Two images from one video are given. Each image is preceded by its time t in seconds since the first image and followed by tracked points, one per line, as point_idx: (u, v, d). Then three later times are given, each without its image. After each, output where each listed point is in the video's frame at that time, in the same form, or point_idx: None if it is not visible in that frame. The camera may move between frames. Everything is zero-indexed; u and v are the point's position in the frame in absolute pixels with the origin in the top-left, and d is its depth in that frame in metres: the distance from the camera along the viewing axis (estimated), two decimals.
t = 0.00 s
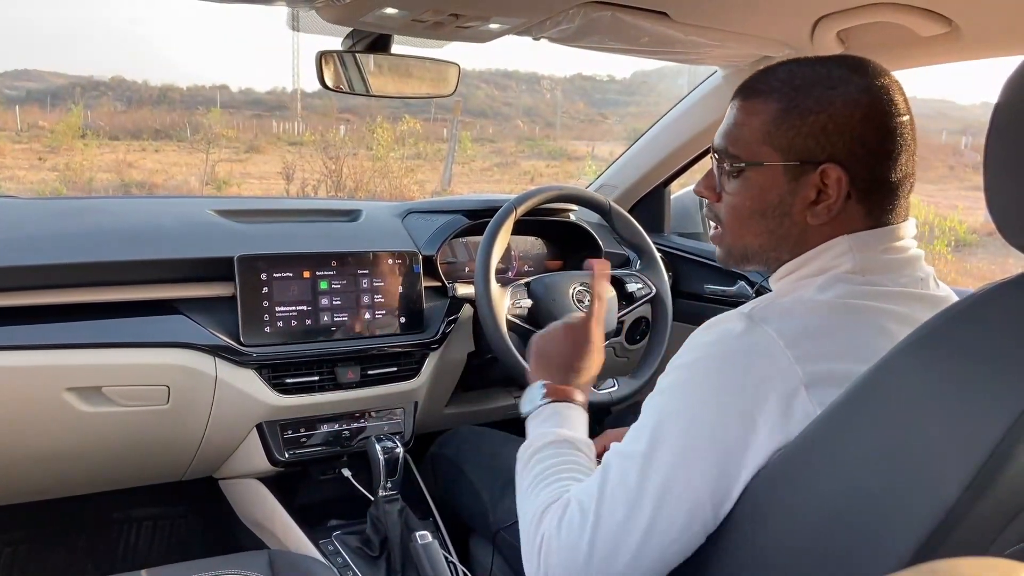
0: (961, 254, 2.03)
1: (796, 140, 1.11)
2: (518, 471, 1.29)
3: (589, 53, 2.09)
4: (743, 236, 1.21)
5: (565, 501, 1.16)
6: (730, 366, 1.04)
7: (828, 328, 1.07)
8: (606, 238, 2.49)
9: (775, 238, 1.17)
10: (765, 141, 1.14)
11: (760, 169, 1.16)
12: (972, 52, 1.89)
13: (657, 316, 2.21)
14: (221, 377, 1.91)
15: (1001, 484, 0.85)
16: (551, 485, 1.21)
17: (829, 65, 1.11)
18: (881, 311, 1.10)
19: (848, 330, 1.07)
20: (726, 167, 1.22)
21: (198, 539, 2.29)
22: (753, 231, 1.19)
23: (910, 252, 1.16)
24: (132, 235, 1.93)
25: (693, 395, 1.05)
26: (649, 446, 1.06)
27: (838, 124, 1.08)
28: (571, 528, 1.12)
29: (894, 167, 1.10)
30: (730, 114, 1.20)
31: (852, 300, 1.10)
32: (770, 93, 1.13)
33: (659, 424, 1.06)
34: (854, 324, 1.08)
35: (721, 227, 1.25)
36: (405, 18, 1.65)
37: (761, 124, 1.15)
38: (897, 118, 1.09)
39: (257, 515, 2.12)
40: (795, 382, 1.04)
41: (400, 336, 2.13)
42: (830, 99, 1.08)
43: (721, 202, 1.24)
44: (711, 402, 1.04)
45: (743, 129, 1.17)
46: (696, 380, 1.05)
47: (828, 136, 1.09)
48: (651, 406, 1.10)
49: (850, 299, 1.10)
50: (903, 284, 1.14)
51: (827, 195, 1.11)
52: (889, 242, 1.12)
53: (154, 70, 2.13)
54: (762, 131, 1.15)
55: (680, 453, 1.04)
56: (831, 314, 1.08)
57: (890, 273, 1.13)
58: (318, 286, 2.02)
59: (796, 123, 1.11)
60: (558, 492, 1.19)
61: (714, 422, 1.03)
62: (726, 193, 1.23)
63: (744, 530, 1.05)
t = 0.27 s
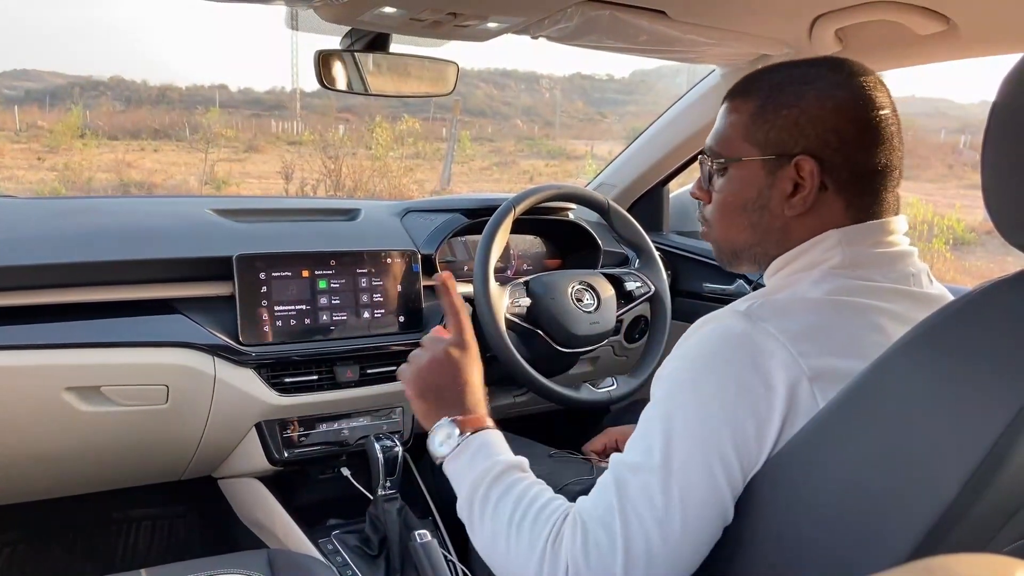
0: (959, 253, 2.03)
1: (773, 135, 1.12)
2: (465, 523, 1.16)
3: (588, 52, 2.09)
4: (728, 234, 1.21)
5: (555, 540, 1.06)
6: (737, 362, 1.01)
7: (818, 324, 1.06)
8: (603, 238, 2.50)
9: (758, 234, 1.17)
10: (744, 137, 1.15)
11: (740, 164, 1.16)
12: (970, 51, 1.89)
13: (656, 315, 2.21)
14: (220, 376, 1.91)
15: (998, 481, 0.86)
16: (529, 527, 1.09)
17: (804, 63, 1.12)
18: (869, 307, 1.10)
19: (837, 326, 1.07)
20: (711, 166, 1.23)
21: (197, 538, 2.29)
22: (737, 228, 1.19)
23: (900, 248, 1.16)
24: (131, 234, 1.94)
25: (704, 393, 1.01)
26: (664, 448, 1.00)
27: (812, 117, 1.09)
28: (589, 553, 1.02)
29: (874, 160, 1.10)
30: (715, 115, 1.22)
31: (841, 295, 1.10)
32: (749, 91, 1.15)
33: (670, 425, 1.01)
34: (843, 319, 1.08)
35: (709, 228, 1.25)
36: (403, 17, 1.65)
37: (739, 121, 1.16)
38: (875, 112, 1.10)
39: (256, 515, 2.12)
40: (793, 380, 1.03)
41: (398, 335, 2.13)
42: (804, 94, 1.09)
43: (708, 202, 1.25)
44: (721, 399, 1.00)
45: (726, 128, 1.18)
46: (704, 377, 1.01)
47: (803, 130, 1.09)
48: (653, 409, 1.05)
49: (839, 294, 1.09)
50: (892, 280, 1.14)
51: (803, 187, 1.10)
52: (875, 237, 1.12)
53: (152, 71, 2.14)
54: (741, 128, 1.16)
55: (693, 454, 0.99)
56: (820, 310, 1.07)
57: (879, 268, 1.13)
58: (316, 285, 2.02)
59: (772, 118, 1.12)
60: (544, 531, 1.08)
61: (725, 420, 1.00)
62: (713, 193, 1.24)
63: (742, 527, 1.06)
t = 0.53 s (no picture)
0: (959, 251, 2.02)
1: (753, 136, 1.14)
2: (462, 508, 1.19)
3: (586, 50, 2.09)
4: (717, 239, 1.22)
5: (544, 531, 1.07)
6: (728, 364, 1.02)
7: (811, 324, 1.06)
8: (602, 235, 2.48)
9: (747, 235, 1.18)
10: (725, 141, 1.17)
11: (723, 168, 1.18)
12: (969, 48, 1.88)
13: (655, 314, 2.21)
14: (217, 375, 1.90)
15: (997, 480, 0.85)
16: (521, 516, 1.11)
17: (776, 65, 1.15)
18: (861, 304, 1.10)
19: (829, 325, 1.07)
20: (694, 173, 1.25)
21: (195, 537, 2.29)
22: (725, 231, 1.20)
23: (886, 244, 1.16)
24: (128, 232, 1.93)
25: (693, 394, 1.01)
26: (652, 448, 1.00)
27: (789, 115, 1.11)
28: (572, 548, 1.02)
29: (855, 153, 1.11)
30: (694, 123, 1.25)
31: (832, 294, 1.09)
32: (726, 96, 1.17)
33: (659, 426, 1.01)
34: (835, 318, 1.07)
35: (697, 235, 1.26)
36: (399, 14, 1.65)
37: (718, 126, 1.19)
38: (851, 106, 1.12)
39: (254, 514, 2.12)
40: (786, 381, 1.03)
41: (396, 334, 2.12)
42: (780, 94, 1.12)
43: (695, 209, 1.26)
44: (712, 401, 1.00)
45: (706, 134, 1.21)
46: (695, 379, 1.02)
47: (781, 128, 1.11)
48: (644, 409, 1.05)
49: (830, 292, 1.09)
50: (881, 276, 1.14)
51: (789, 185, 1.12)
52: (861, 233, 1.13)
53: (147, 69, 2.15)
54: (721, 132, 1.18)
55: (684, 455, 0.99)
56: (811, 309, 1.07)
57: (866, 265, 1.13)
58: (314, 283, 2.02)
59: (751, 119, 1.14)
60: (534, 522, 1.09)
61: (716, 421, 1.00)
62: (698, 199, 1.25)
63: (736, 525, 1.05)
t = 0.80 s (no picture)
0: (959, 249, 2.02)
1: (735, 138, 1.15)
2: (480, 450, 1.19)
3: (585, 48, 2.08)
4: (709, 244, 1.21)
5: (533, 508, 1.08)
6: (726, 362, 1.02)
7: (808, 321, 1.06)
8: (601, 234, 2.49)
9: (738, 237, 1.17)
10: (706, 145, 1.18)
11: (708, 171, 1.18)
12: (969, 45, 1.88)
13: (655, 312, 2.20)
14: (216, 374, 1.90)
15: (996, 478, 0.85)
16: (513, 489, 1.11)
17: (751, 71, 1.17)
18: (855, 300, 1.09)
19: (824, 321, 1.06)
20: (676, 182, 1.24)
21: (195, 536, 2.29)
22: (716, 235, 1.20)
23: (877, 239, 1.16)
24: (128, 232, 1.93)
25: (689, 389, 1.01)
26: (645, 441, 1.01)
27: (769, 113, 1.12)
28: (556, 532, 1.03)
29: (837, 146, 1.12)
30: (673, 133, 1.25)
31: (827, 290, 1.09)
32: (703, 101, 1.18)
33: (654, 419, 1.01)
34: (830, 314, 1.07)
35: (687, 244, 1.25)
36: (398, 12, 1.65)
37: (698, 133, 1.19)
38: (828, 102, 1.13)
39: (254, 513, 2.12)
40: (784, 379, 1.02)
41: (396, 332, 2.12)
42: (757, 95, 1.13)
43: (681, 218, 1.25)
44: (708, 397, 1.00)
45: (687, 141, 1.21)
46: (693, 374, 1.02)
47: (763, 127, 1.12)
48: (640, 402, 1.05)
49: (824, 289, 1.09)
50: (874, 270, 1.14)
51: (774, 181, 1.12)
52: (851, 228, 1.13)
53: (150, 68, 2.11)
54: (702, 137, 1.19)
55: (678, 450, 1.00)
56: (807, 306, 1.07)
57: (857, 258, 1.13)
58: (314, 282, 2.02)
59: (731, 121, 1.15)
60: (535, 491, 1.09)
61: (710, 420, 1.00)
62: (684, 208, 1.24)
63: (735, 522, 1.06)
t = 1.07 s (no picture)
0: (958, 246, 2.02)
1: (735, 131, 1.16)
2: (430, 550, 1.20)
3: (584, 46, 2.08)
4: (710, 235, 1.23)
5: (513, 528, 1.12)
6: (722, 362, 1.02)
7: (802, 318, 1.06)
8: (602, 232, 2.49)
9: (735, 229, 1.19)
10: (708, 137, 1.19)
11: (708, 163, 1.20)
12: (969, 42, 1.87)
13: (654, 309, 2.21)
14: (216, 372, 1.90)
15: (994, 475, 0.85)
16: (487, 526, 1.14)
17: (757, 64, 1.17)
18: (853, 297, 1.10)
19: (819, 317, 1.07)
20: (682, 172, 1.27)
21: (195, 535, 2.29)
22: (716, 227, 1.21)
23: (877, 236, 1.16)
24: (128, 231, 1.93)
25: (686, 392, 1.01)
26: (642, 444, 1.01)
27: (768, 107, 1.12)
28: (561, 546, 1.05)
29: (837, 141, 1.12)
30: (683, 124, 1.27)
31: (824, 286, 1.09)
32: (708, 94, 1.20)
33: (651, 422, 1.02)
34: (825, 310, 1.07)
35: (690, 233, 1.27)
36: (397, 10, 1.65)
37: (702, 124, 1.21)
38: (831, 97, 1.13)
39: (254, 512, 2.12)
40: (779, 375, 1.03)
41: (396, 330, 2.12)
42: (759, 89, 1.14)
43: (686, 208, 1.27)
44: (707, 398, 1.00)
45: (692, 132, 1.23)
46: (690, 376, 1.02)
47: (762, 121, 1.13)
48: (639, 405, 1.05)
49: (822, 285, 1.09)
50: (871, 266, 1.14)
51: (772, 175, 1.13)
52: (851, 224, 1.13)
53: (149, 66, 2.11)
54: (705, 129, 1.20)
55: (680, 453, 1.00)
56: (804, 302, 1.07)
57: (857, 255, 1.13)
58: (313, 280, 2.02)
59: (732, 114, 1.16)
60: (503, 528, 1.13)
61: (708, 422, 1.00)
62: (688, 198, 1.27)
63: (733, 519, 1.06)
